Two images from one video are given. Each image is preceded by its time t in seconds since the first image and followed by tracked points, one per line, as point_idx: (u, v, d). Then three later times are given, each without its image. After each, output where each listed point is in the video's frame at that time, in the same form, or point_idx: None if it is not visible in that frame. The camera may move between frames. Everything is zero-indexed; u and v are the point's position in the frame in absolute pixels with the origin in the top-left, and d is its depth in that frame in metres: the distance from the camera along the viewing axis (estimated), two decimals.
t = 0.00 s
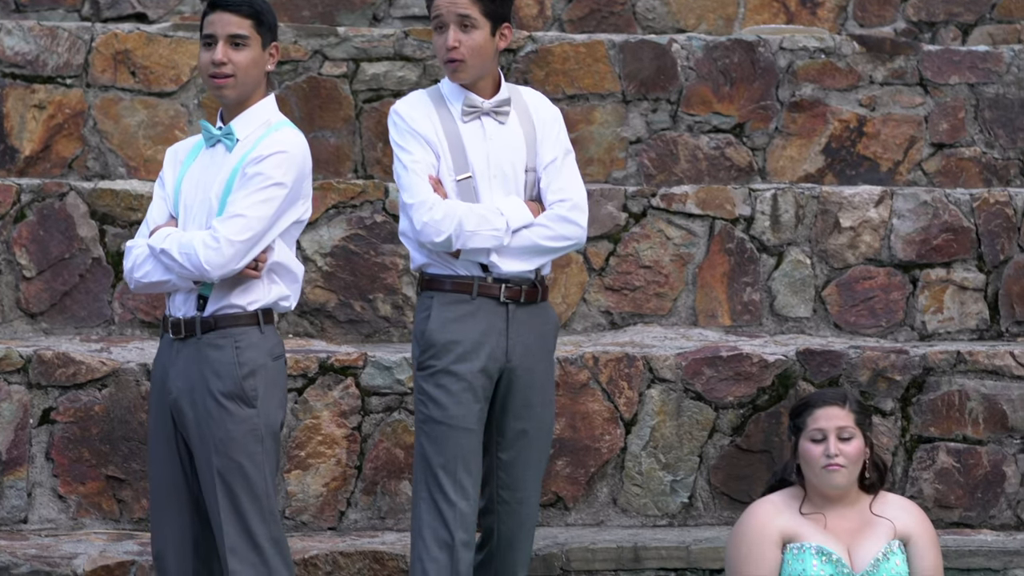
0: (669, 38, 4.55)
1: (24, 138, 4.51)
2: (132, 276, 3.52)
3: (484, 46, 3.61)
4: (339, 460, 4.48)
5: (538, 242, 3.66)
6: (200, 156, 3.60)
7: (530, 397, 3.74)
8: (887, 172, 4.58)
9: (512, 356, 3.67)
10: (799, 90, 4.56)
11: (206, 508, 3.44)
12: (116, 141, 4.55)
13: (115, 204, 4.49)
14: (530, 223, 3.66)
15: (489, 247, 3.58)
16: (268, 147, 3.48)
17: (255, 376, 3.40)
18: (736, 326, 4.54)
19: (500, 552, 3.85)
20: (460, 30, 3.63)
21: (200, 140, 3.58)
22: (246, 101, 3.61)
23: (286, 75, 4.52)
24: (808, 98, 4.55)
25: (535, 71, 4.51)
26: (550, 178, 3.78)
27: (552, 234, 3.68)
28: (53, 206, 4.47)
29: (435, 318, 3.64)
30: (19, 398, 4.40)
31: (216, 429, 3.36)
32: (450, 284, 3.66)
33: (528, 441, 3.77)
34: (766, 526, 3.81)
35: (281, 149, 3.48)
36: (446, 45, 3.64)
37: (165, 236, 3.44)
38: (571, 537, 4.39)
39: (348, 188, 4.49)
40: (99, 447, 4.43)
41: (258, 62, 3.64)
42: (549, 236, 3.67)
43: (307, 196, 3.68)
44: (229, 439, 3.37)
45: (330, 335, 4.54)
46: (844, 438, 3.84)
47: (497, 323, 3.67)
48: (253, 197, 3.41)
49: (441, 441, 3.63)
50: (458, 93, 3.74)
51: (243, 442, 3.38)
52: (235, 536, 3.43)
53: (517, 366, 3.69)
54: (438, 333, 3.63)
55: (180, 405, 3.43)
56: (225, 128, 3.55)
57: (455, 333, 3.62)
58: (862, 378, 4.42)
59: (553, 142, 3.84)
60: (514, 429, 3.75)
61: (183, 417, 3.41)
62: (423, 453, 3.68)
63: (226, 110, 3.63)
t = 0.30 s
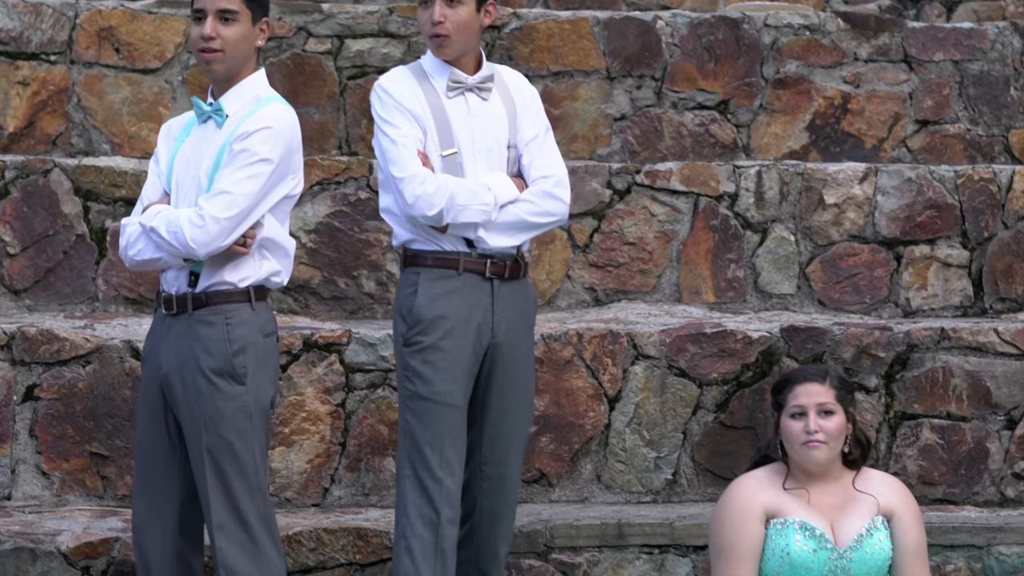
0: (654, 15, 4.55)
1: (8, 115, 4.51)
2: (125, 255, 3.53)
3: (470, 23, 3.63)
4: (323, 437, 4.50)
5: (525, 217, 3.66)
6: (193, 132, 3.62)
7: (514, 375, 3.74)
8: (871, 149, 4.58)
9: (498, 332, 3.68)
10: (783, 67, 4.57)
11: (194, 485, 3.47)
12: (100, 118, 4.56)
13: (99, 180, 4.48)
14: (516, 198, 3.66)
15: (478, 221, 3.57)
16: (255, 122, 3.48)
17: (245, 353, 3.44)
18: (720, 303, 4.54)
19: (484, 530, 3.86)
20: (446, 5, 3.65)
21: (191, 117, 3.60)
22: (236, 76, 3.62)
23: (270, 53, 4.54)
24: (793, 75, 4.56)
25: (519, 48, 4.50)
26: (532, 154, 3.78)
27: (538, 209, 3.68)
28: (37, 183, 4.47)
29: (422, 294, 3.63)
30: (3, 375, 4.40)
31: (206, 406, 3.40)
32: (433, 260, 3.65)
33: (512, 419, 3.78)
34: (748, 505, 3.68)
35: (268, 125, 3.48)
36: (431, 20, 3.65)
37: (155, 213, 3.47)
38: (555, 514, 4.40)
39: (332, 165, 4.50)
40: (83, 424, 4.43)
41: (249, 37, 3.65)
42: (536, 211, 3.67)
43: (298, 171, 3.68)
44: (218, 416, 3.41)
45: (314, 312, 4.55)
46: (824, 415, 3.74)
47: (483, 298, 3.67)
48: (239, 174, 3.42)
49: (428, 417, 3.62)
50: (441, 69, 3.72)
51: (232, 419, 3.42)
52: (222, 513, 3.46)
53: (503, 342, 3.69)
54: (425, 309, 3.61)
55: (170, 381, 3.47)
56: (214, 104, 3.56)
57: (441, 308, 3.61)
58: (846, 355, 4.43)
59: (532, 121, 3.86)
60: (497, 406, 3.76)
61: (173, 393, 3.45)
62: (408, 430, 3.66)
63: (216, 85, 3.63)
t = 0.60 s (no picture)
0: None
1: None
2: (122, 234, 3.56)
3: None
4: (304, 414, 4.50)
5: (505, 193, 3.66)
6: (183, 110, 3.66)
7: (493, 352, 3.75)
8: (852, 126, 4.59)
9: (479, 309, 3.67)
10: (765, 44, 4.58)
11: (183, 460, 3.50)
12: (81, 95, 4.58)
13: (79, 158, 4.49)
14: (497, 174, 3.65)
15: (460, 197, 3.55)
16: (242, 97, 3.51)
17: (237, 331, 3.47)
18: (701, 280, 4.55)
19: (466, 508, 3.86)
20: None
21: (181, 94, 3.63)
22: (225, 51, 3.65)
23: (252, 29, 4.53)
24: (774, 52, 4.57)
25: (500, 25, 4.51)
26: (509, 131, 3.78)
27: (517, 185, 3.68)
28: (18, 160, 4.48)
29: (404, 271, 3.61)
30: None
31: (197, 381, 3.44)
32: (413, 237, 3.64)
33: (490, 396, 3.79)
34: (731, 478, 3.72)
35: (256, 99, 3.51)
36: None
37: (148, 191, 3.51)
38: (536, 491, 4.42)
39: (313, 142, 4.51)
40: (64, 401, 4.43)
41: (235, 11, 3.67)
42: (516, 186, 3.67)
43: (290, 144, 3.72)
44: (208, 392, 3.43)
45: (296, 289, 4.56)
46: (806, 391, 3.78)
47: (464, 276, 3.66)
48: (229, 149, 3.45)
49: (410, 395, 3.60)
50: (417, 45, 3.71)
51: (221, 395, 3.44)
52: (209, 489, 3.49)
53: (484, 320, 3.69)
54: (407, 286, 3.60)
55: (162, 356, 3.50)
56: (203, 81, 3.59)
57: (423, 286, 3.60)
58: (827, 332, 4.44)
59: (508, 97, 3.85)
60: (476, 384, 3.77)
61: (164, 368, 3.48)
62: (389, 408, 3.64)
63: (204, 60, 3.66)
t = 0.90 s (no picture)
0: None
1: None
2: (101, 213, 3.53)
3: None
4: (286, 395, 4.50)
5: (483, 176, 3.68)
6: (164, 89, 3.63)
7: (473, 332, 3.74)
8: (835, 107, 4.59)
9: (459, 290, 3.67)
10: (747, 25, 4.59)
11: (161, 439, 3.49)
12: (63, 75, 4.60)
13: (61, 138, 4.49)
14: (475, 157, 3.66)
15: (437, 182, 3.57)
16: (224, 77, 3.49)
17: (215, 309, 3.44)
18: (684, 261, 4.54)
19: (446, 488, 3.86)
20: None
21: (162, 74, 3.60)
22: (207, 32, 3.62)
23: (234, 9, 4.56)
24: (756, 33, 4.58)
25: (482, 5, 4.52)
26: (487, 112, 3.79)
27: (495, 168, 3.70)
28: None
29: (383, 252, 3.60)
30: None
31: (175, 359, 3.42)
32: (391, 218, 3.64)
33: (471, 376, 3.78)
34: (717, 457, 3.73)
35: (237, 79, 3.49)
36: None
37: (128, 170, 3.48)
38: (518, 472, 4.43)
39: (295, 122, 4.51)
40: (46, 382, 4.43)
41: None
42: (493, 169, 3.69)
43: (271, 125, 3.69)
44: (186, 370, 3.41)
45: (278, 270, 4.56)
46: (791, 371, 3.77)
47: (443, 256, 3.65)
48: (210, 128, 3.43)
49: (390, 376, 3.60)
50: (395, 28, 3.71)
51: (199, 373, 3.42)
52: (187, 469, 3.47)
53: (463, 300, 3.68)
54: (386, 267, 3.59)
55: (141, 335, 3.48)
56: (185, 61, 3.57)
57: (402, 266, 3.59)
58: (810, 312, 4.43)
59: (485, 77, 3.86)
60: (456, 364, 3.76)
61: (143, 347, 3.47)
62: (370, 389, 3.63)
63: (185, 41, 3.63)
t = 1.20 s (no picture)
0: None
1: None
2: (69, 192, 3.58)
3: None
4: (267, 375, 4.51)
5: (461, 160, 3.66)
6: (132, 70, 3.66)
7: (451, 312, 3.73)
8: (816, 87, 4.60)
9: (435, 271, 3.65)
10: (728, 5, 4.59)
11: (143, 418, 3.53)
12: (44, 56, 4.60)
13: (42, 119, 4.50)
14: (452, 140, 3.65)
15: (414, 169, 3.56)
16: (192, 58, 3.50)
17: (196, 286, 3.50)
18: (664, 241, 4.55)
19: (425, 470, 3.85)
20: None
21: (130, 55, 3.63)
22: (173, 13, 3.64)
23: None
24: (737, 14, 4.58)
25: None
26: (465, 93, 3.77)
27: (473, 151, 3.68)
28: None
29: (358, 234, 3.60)
30: None
31: (156, 337, 3.46)
32: (367, 199, 3.63)
33: (449, 355, 3.78)
34: (700, 438, 3.72)
35: (205, 59, 3.52)
36: None
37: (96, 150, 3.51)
38: (499, 453, 4.43)
39: (275, 103, 4.52)
40: (26, 362, 4.43)
41: None
42: (471, 153, 3.67)
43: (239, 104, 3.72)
44: (167, 346, 3.46)
45: (258, 250, 4.56)
46: (776, 351, 3.77)
47: (420, 238, 3.64)
48: (178, 108, 3.46)
49: (368, 357, 3.59)
50: (372, 10, 3.68)
51: (182, 351, 3.47)
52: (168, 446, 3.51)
53: (440, 281, 3.67)
54: (362, 249, 3.58)
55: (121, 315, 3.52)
56: (153, 42, 3.59)
57: (379, 249, 3.59)
58: (790, 293, 4.44)
59: (465, 58, 3.83)
60: (434, 344, 3.74)
61: (123, 327, 3.51)
62: (347, 371, 3.63)
63: (152, 22, 3.65)
